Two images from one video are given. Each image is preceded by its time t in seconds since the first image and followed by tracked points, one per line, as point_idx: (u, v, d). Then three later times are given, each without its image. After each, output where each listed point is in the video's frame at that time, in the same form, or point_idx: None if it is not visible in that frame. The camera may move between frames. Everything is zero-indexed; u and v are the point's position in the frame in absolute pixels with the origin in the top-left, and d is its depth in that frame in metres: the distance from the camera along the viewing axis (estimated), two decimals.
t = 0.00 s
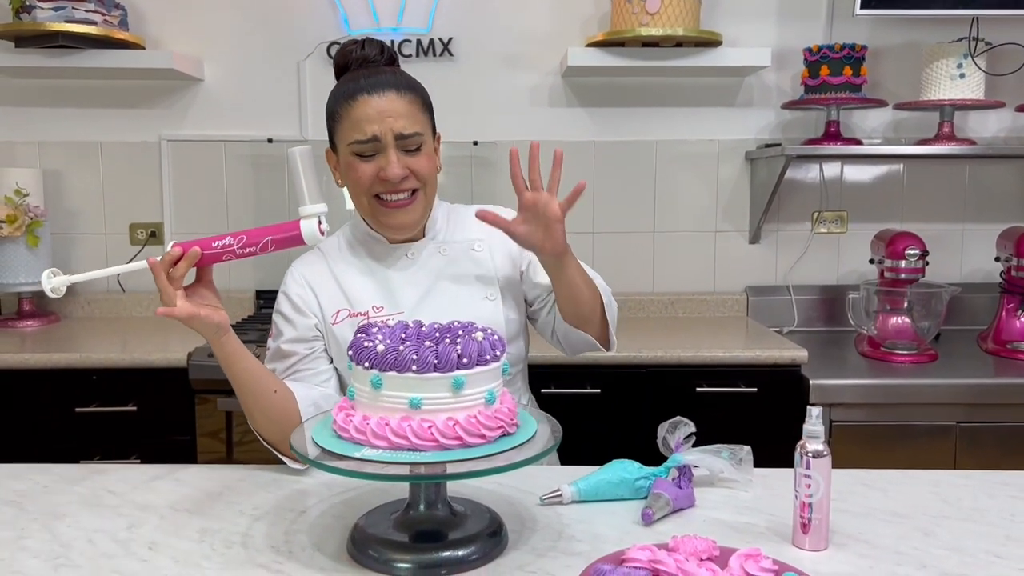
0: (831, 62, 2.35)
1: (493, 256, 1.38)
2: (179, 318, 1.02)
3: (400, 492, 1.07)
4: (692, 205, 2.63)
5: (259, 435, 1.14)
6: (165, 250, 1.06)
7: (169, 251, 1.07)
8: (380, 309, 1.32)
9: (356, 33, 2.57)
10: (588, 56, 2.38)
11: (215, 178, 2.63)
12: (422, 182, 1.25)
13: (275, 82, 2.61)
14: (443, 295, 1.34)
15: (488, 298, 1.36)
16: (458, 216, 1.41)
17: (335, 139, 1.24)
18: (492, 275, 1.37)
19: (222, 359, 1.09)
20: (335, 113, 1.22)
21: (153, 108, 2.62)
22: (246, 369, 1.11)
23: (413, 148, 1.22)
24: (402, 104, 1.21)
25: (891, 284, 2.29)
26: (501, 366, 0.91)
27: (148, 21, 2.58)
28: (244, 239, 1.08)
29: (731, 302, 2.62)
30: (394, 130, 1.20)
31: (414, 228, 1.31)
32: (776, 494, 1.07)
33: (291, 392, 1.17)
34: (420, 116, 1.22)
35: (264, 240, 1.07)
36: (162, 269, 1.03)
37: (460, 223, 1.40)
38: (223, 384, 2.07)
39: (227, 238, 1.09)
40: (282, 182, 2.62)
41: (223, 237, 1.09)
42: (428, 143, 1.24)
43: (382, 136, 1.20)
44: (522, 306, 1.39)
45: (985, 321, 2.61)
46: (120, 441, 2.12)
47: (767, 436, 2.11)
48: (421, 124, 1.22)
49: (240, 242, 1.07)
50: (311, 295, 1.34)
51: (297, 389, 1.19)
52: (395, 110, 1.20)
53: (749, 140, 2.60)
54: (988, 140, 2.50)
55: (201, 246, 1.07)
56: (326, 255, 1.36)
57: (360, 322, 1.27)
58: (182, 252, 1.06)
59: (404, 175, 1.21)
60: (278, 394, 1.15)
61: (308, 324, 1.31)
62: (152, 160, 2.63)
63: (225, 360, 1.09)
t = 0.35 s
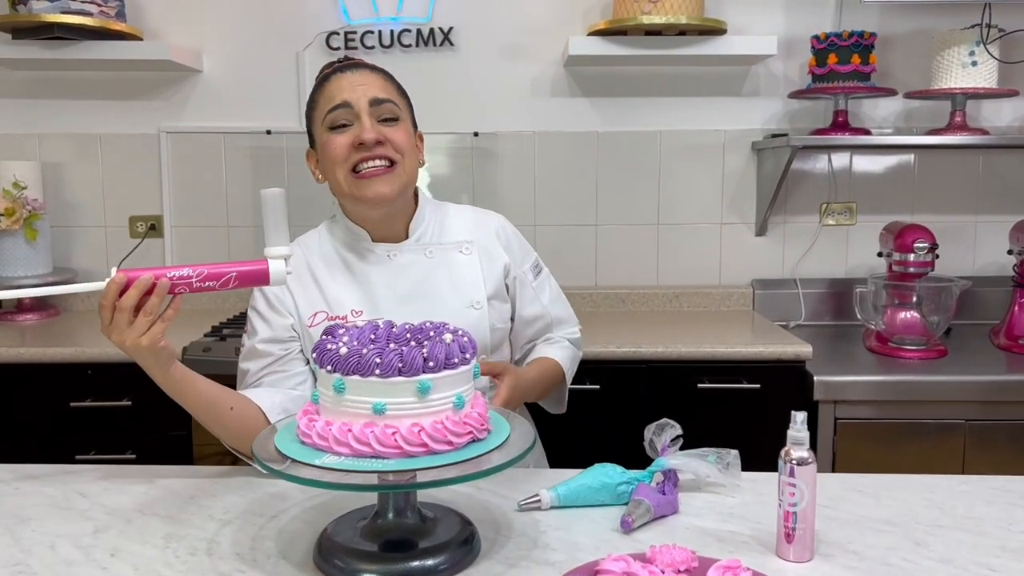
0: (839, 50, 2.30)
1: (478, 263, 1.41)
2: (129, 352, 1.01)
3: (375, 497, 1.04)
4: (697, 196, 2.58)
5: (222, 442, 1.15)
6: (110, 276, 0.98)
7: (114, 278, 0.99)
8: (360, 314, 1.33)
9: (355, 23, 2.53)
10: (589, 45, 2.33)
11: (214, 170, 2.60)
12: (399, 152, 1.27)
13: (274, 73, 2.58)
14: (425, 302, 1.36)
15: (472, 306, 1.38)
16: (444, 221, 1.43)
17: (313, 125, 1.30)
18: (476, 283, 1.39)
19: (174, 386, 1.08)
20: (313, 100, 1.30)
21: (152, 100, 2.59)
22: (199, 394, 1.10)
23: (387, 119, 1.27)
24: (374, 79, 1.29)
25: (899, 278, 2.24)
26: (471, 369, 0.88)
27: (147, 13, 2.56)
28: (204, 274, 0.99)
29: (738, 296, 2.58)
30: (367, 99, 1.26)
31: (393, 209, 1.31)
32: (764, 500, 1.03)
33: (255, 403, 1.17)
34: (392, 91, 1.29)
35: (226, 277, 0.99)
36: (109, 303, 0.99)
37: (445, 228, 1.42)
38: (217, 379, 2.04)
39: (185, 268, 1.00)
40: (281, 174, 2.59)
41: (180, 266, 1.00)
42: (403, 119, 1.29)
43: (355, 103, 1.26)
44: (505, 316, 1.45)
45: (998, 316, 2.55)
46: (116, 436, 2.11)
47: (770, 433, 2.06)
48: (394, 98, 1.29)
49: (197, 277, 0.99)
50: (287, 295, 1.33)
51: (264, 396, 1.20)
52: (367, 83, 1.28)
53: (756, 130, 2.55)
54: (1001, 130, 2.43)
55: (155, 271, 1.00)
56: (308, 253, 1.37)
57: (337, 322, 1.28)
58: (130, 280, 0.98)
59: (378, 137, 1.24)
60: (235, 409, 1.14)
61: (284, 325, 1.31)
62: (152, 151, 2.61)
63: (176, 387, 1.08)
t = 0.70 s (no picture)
0: (843, 38, 2.24)
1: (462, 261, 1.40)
2: (105, 346, 0.99)
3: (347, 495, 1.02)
4: (699, 188, 2.54)
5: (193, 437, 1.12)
6: (70, 272, 0.96)
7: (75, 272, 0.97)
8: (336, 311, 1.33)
9: (352, 12, 2.51)
10: (588, 34, 2.29)
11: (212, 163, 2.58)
12: (384, 155, 1.23)
13: (271, 64, 2.55)
14: (405, 301, 1.35)
15: (453, 306, 1.37)
16: (429, 218, 1.42)
17: (299, 113, 1.26)
18: (459, 282, 1.38)
19: (150, 376, 1.06)
20: (302, 87, 1.26)
21: (149, 92, 2.58)
22: (177, 385, 1.08)
23: (376, 117, 1.24)
24: (367, 73, 1.24)
25: (905, 271, 2.19)
26: (437, 366, 0.85)
27: (144, 4, 2.54)
28: (168, 257, 1.00)
29: (741, 289, 2.53)
30: (357, 95, 1.22)
31: (374, 208, 1.29)
32: (747, 500, 1.00)
33: (231, 397, 1.15)
34: (384, 87, 1.25)
35: (190, 257, 1.00)
36: (73, 300, 0.96)
37: (429, 225, 1.41)
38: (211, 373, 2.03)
39: (146, 252, 1.00)
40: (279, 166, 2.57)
41: (141, 251, 1.00)
42: (393, 119, 1.25)
43: (344, 98, 1.22)
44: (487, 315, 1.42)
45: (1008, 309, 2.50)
46: (110, 430, 2.10)
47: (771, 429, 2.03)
48: (385, 95, 1.25)
49: (161, 260, 1.00)
50: (263, 289, 1.33)
51: (240, 389, 1.18)
52: (359, 77, 1.23)
53: (759, 120, 2.50)
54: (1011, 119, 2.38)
55: (116, 260, 0.99)
56: (287, 247, 1.36)
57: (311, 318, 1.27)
58: (91, 272, 0.97)
59: (364, 139, 1.21)
60: (214, 403, 1.11)
61: (261, 319, 1.30)
62: (150, 144, 2.59)
63: (151, 377, 1.06)
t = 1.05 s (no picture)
0: (847, 31, 2.23)
1: (459, 256, 1.39)
2: (107, 336, 1.00)
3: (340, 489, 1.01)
4: (702, 183, 2.53)
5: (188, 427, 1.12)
6: (73, 261, 0.95)
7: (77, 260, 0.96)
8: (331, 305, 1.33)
9: (355, 7, 2.50)
10: (589, 28, 2.28)
11: (214, 158, 2.58)
12: (389, 150, 1.22)
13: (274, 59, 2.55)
14: (399, 295, 1.35)
15: (448, 301, 1.37)
16: (428, 212, 1.42)
17: (307, 103, 1.26)
18: (454, 276, 1.37)
19: (151, 367, 1.06)
20: (310, 77, 1.27)
21: (153, 87, 2.58)
22: (177, 377, 1.08)
23: (384, 112, 1.23)
24: (377, 66, 1.25)
25: (908, 266, 2.18)
26: (426, 359, 0.85)
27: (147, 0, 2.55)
28: (173, 251, 0.99)
29: (745, 284, 2.52)
30: (366, 87, 1.22)
31: (376, 201, 1.28)
32: (741, 495, 1.00)
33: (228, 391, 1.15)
34: (394, 82, 1.25)
35: (194, 253, 0.99)
36: (75, 289, 0.96)
37: (427, 217, 1.40)
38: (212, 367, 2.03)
39: (150, 245, 0.99)
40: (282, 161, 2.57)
41: (144, 243, 0.99)
42: (401, 114, 1.25)
43: (353, 89, 1.22)
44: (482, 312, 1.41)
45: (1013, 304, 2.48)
46: (113, 424, 2.11)
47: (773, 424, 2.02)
48: (395, 91, 1.24)
49: (165, 254, 0.99)
50: (260, 283, 1.34)
51: (236, 383, 1.18)
52: (369, 70, 1.24)
53: (763, 114, 2.49)
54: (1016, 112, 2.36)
55: (119, 251, 0.98)
56: (284, 240, 1.36)
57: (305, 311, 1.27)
58: (94, 262, 0.96)
59: (371, 131, 1.20)
60: (213, 396, 1.12)
61: (256, 312, 1.31)
62: (153, 139, 2.59)
63: (151, 367, 1.06)
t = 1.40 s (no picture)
0: (851, 34, 2.25)
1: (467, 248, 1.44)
2: (144, 329, 1.03)
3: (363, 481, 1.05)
4: (708, 183, 2.56)
5: (215, 421, 1.16)
6: (116, 254, 0.99)
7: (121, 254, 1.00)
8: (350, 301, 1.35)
9: (364, 10, 2.53)
10: (597, 31, 2.31)
11: (225, 159, 2.62)
12: (412, 169, 1.26)
13: (285, 61, 2.59)
14: (413, 288, 1.39)
15: (460, 292, 1.40)
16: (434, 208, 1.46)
17: (338, 106, 1.28)
18: (464, 269, 1.41)
19: (182, 362, 1.09)
20: (345, 79, 1.27)
21: (164, 89, 2.62)
22: (211, 370, 1.12)
23: (413, 130, 1.26)
24: (413, 83, 1.26)
25: (911, 265, 2.21)
26: (451, 354, 0.88)
27: (159, 3, 2.58)
28: (210, 248, 1.03)
29: (749, 283, 2.56)
30: (400, 105, 1.24)
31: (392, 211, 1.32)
32: (751, 487, 1.03)
33: (255, 386, 1.19)
34: (426, 101, 1.27)
35: (231, 250, 1.03)
36: (117, 282, 1.00)
37: (434, 214, 1.45)
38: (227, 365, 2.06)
39: (188, 241, 1.03)
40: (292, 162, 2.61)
41: (183, 239, 1.03)
42: (428, 133, 1.28)
43: (387, 106, 1.24)
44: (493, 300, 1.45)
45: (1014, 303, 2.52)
46: (128, 421, 2.14)
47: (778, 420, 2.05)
48: (426, 110, 1.27)
49: (203, 249, 1.03)
50: (279, 280, 1.36)
51: (261, 378, 1.22)
52: (405, 86, 1.25)
53: (768, 115, 2.52)
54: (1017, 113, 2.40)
55: (159, 247, 1.02)
56: (299, 239, 1.39)
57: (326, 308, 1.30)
58: (136, 256, 1.00)
59: (398, 150, 1.23)
60: (242, 388, 1.16)
61: (277, 310, 1.34)
62: (166, 141, 2.63)
63: (187, 361, 1.09)
